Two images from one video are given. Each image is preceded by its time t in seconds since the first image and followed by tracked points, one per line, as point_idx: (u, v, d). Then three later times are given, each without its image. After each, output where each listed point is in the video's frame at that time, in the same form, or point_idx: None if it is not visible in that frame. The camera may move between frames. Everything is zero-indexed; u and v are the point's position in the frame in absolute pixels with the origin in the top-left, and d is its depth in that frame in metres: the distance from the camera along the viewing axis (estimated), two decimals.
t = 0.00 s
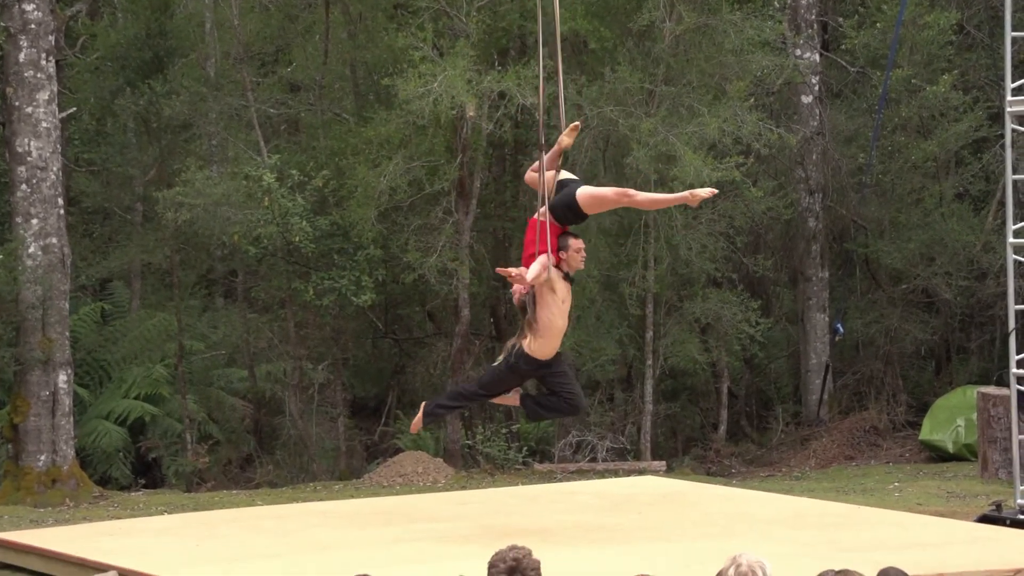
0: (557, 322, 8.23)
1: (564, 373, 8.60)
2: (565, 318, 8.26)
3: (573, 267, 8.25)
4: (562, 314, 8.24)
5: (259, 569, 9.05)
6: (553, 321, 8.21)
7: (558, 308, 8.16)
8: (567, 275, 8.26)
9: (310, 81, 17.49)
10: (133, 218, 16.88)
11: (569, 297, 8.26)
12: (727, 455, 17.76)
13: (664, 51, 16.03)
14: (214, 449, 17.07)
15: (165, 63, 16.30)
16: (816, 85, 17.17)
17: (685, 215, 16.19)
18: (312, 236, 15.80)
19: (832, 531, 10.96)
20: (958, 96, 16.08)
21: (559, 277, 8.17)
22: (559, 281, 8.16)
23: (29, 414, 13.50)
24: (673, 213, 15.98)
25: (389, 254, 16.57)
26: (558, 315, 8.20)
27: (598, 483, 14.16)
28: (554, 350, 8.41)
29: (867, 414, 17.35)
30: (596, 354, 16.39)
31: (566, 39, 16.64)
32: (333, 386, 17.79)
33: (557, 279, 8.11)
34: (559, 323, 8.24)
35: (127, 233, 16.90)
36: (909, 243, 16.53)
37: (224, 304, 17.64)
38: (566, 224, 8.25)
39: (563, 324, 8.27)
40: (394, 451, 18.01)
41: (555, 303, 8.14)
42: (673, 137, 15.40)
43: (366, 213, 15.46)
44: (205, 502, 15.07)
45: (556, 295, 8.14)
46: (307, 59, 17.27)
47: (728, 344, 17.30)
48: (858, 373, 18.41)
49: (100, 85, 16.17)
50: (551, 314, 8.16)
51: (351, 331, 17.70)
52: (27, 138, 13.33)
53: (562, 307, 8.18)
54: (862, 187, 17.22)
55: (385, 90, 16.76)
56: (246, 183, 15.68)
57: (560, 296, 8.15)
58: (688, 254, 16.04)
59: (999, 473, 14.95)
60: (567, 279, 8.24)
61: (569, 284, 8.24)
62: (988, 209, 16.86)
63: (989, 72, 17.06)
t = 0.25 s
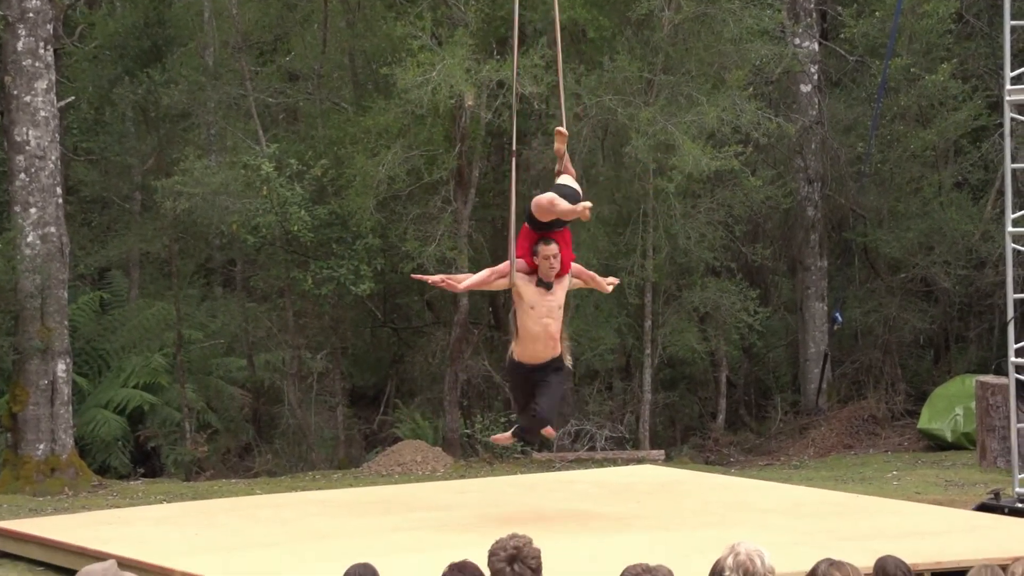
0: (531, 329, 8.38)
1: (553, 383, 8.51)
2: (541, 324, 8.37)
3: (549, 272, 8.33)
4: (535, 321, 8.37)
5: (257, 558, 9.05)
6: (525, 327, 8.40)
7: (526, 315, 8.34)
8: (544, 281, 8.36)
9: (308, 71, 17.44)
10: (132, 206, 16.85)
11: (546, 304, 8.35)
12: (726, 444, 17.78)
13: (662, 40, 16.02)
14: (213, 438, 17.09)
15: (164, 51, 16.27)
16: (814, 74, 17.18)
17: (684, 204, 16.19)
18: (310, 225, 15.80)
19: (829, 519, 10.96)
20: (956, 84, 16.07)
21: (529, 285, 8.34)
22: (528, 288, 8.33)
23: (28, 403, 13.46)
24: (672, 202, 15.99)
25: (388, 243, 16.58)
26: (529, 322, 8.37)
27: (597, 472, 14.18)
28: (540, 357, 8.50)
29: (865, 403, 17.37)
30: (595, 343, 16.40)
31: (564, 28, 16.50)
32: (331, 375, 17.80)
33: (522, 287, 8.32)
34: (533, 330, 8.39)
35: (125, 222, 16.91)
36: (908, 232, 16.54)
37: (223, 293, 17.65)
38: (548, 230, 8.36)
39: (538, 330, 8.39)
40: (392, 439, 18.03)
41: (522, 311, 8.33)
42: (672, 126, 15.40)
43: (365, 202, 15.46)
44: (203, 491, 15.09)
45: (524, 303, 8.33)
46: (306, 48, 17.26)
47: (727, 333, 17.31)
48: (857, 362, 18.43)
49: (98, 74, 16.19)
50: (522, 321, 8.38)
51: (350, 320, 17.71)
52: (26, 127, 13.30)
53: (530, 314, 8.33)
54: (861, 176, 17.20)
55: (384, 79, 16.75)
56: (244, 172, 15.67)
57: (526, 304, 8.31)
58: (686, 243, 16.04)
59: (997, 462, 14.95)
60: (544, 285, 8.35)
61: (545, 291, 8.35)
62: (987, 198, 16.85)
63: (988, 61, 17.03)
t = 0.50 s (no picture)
0: (516, 326, 8.68)
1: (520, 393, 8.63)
2: (523, 322, 8.60)
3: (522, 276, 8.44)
4: (515, 318, 8.62)
5: (257, 543, 9.06)
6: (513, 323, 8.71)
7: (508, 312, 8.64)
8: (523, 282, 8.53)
9: (307, 58, 17.37)
10: (131, 194, 16.84)
11: (522, 303, 8.56)
12: (724, 431, 17.81)
13: (661, 27, 16.01)
14: (212, 426, 17.10)
15: (162, 39, 16.38)
16: (813, 62, 17.21)
17: (682, 192, 16.20)
18: (309, 213, 15.80)
19: (827, 507, 10.95)
20: (955, 72, 16.07)
21: (507, 285, 8.59)
22: (506, 288, 8.58)
23: (26, 390, 13.45)
24: (670, 189, 16.00)
25: (386, 231, 16.59)
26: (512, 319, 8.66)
27: (596, 459, 14.20)
28: (528, 354, 8.70)
29: (864, 391, 17.40)
30: (593, 331, 16.42)
31: (562, 15, 16.54)
32: (330, 363, 17.82)
33: (501, 287, 8.61)
34: (517, 326, 8.65)
35: (123, 210, 16.92)
36: (906, 220, 16.56)
37: (222, 280, 17.66)
38: (523, 233, 8.47)
39: (520, 327, 8.63)
40: (391, 427, 18.05)
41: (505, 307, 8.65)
42: (670, 113, 15.40)
43: (363, 189, 15.46)
44: (202, 478, 15.11)
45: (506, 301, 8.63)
46: (304, 35, 17.23)
47: (725, 321, 17.33)
48: (856, 349, 18.45)
49: (97, 62, 16.21)
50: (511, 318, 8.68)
51: (349, 308, 17.73)
52: (24, 114, 13.27)
53: (510, 311, 8.62)
54: (860, 164, 17.20)
55: (382, 67, 16.73)
56: (242, 159, 15.67)
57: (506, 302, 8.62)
58: (685, 231, 16.05)
59: (995, 449, 14.97)
60: (524, 285, 8.54)
61: (523, 290, 8.55)
62: (986, 185, 16.84)
63: (987, 48, 17.01)
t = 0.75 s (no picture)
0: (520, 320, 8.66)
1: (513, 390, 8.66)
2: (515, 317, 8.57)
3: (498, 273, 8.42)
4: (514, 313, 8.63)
5: (256, 533, 9.05)
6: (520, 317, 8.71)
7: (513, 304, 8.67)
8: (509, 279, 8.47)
9: (306, 48, 17.38)
10: (130, 183, 16.85)
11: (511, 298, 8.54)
12: (724, 421, 17.82)
13: (660, 16, 16.00)
14: (211, 415, 17.11)
15: (161, 28, 16.45)
16: (813, 51, 17.21)
17: (682, 181, 16.20)
18: (308, 202, 15.80)
19: (826, 496, 10.95)
20: (954, 61, 16.05)
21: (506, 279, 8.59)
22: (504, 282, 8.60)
23: (26, 380, 13.45)
24: (670, 179, 15.99)
25: (386, 221, 16.59)
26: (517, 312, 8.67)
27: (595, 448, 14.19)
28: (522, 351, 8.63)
29: (863, 380, 17.41)
30: (593, 320, 16.42)
31: (562, 5, 16.54)
32: (330, 353, 17.85)
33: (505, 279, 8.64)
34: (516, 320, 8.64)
35: (123, 199, 16.93)
36: (906, 209, 16.56)
37: (221, 270, 17.67)
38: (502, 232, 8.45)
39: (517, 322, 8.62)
40: (391, 416, 18.06)
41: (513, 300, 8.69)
42: (670, 103, 15.39)
43: (363, 179, 15.46)
44: (202, 467, 15.12)
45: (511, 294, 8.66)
46: (303, 25, 17.22)
47: (725, 310, 17.33)
48: (855, 339, 18.47)
49: (95, 51, 16.30)
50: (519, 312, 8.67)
51: (348, 298, 17.74)
52: (23, 104, 13.23)
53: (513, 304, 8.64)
54: (859, 153, 17.19)
55: (381, 56, 16.73)
56: (241, 148, 15.67)
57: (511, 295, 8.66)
58: (684, 220, 16.04)
59: (994, 438, 14.97)
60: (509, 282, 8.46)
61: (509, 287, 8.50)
62: (986, 175, 16.83)
63: (986, 38, 17.03)
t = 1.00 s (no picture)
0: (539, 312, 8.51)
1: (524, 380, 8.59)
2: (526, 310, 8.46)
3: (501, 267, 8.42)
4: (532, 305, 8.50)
5: (255, 525, 9.02)
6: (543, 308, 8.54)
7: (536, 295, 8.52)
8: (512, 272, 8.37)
9: (304, 39, 17.37)
10: (128, 174, 16.99)
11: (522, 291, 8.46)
12: (723, 413, 17.81)
13: (658, 7, 15.97)
14: (210, 407, 17.10)
15: (158, 20, 15.99)
16: (812, 42, 17.17)
17: (680, 172, 16.18)
18: (307, 194, 15.79)
19: (825, 488, 10.93)
20: (954, 52, 16.02)
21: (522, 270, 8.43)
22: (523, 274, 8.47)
23: (25, 371, 13.38)
24: (669, 170, 15.98)
25: (385, 212, 16.58)
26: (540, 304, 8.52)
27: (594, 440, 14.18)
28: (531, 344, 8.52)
29: (862, 372, 17.41)
30: (592, 312, 16.41)
31: None
32: (329, 344, 17.85)
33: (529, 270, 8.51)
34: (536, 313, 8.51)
35: (121, 191, 16.92)
36: (905, 201, 16.56)
37: (220, 262, 17.68)
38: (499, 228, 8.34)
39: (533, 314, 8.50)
40: (390, 408, 18.06)
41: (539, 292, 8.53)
42: (669, 94, 15.36)
43: (361, 170, 15.44)
44: (201, 459, 15.13)
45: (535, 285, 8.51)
46: (301, 16, 17.18)
47: (724, 301, 17.32)
48: (854, 331, 18.46)
49: (93, 42, 16.02)
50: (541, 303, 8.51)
51: (347, 289, 17.73)
52: (21, 95, 13.16)
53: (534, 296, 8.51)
54: (859, 145, 17.16)
55: (379, 47, 16.71)
56: (240, 140, 15.65)
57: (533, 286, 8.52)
58: (683, 212, 16.02)
59: (993, 430, 14.96)
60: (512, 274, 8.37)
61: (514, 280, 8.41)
62: (985, 166, 16.80)
63: (985, 29, 16.94)
